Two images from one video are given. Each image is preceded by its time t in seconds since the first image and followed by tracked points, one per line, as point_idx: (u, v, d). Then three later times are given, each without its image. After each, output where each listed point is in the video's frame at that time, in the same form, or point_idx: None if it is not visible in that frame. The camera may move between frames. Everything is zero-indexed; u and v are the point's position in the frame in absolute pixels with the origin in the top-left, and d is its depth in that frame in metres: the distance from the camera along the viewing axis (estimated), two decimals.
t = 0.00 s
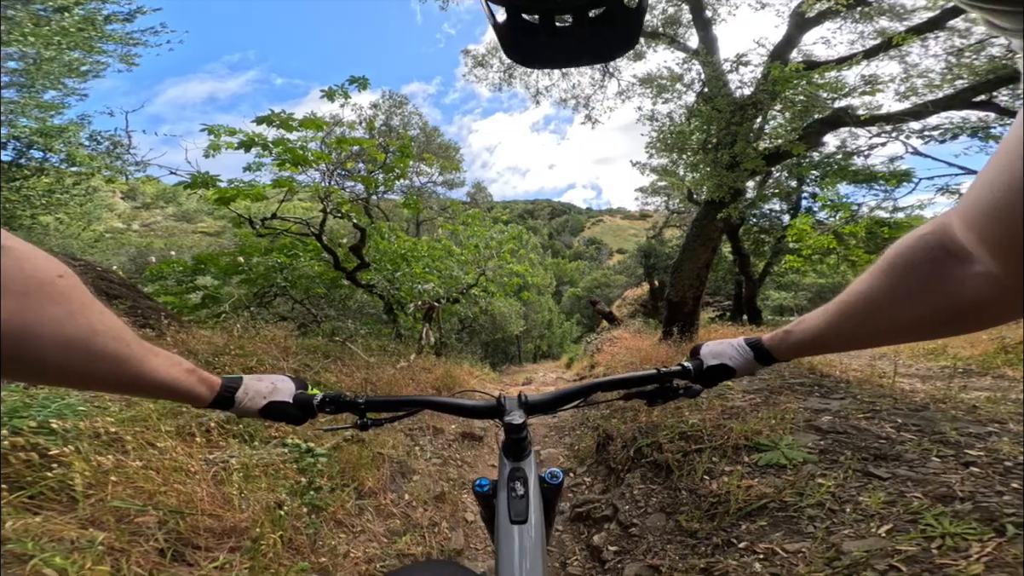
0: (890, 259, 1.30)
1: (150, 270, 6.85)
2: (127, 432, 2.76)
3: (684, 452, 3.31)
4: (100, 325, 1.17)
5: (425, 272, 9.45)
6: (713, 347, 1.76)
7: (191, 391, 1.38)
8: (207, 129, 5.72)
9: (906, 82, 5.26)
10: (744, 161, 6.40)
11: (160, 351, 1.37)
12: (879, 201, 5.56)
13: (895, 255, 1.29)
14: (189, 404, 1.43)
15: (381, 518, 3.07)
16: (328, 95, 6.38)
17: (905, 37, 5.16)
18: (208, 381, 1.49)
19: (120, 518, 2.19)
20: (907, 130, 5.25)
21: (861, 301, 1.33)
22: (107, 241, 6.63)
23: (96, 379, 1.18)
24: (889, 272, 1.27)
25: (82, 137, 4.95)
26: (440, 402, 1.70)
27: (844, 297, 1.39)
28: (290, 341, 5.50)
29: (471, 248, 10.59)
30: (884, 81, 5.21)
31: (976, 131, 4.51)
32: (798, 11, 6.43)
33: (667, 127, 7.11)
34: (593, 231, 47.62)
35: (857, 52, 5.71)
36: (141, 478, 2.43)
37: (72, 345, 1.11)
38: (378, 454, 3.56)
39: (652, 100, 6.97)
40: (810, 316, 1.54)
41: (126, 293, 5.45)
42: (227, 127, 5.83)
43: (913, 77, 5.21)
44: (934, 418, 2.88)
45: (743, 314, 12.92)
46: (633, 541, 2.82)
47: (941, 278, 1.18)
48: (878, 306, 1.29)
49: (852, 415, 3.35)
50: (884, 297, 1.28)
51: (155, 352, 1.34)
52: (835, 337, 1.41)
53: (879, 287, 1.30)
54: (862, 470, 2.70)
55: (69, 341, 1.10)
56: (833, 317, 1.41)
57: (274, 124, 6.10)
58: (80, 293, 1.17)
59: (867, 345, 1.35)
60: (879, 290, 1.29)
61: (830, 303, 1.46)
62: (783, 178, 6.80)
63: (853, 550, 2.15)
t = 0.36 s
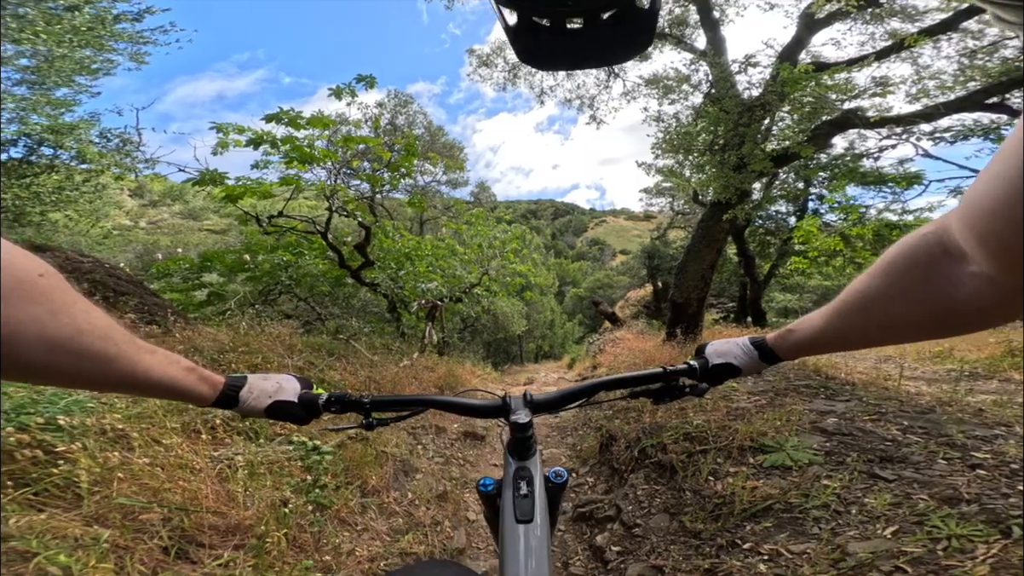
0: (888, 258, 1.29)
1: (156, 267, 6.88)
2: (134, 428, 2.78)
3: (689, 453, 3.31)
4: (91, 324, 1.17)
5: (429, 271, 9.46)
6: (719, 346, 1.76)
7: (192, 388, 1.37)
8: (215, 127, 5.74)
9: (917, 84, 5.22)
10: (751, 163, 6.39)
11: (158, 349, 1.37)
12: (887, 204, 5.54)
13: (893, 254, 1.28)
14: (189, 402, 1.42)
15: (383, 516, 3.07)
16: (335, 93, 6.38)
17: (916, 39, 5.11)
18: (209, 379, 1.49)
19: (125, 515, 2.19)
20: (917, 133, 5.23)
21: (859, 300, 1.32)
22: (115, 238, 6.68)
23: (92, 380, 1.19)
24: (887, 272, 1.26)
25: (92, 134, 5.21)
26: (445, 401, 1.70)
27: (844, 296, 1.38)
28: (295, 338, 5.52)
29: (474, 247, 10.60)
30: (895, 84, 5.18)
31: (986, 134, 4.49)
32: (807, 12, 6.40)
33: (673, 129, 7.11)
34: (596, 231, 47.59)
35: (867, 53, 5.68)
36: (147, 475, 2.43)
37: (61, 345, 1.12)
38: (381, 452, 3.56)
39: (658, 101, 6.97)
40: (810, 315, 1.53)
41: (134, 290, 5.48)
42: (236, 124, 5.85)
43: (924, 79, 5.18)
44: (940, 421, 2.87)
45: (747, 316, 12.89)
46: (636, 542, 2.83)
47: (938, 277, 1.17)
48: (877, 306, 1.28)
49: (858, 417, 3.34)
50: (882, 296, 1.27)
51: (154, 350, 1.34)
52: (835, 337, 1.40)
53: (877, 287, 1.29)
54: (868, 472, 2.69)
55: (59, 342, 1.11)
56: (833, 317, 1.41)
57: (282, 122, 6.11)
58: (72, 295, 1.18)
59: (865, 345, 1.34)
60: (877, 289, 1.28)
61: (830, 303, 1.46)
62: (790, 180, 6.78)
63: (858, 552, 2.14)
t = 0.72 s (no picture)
0: (887, 255, 1.28)
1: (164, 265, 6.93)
2: (142, 425, 2.79)
3: (695, 454, 3.30)
4: (89, 323, 1.17)
5: (433, 270, 9.47)
6: (741, 345, 1.73)
7: (208, 385, 1.34)
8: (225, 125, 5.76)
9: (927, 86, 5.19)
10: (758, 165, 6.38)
11: (173, 348, 1.36)
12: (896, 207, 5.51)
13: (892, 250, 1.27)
14: (211, 399, 1.41)
15: (387, 514, 3.07)
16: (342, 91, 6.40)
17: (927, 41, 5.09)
18: (229, 377, 1.47)
19: (132, 511, 2.19)
20: (926, 135, 5.20)
21: (862, 298, 1.31)
22: (123, 236, 6.73)
23: (94, 382, 1.19)
24: (886, 270, 1.25)
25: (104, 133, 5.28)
26: (465, 399, 1.69)
27: (849, 296, 1.37)
28: (301, 336, 5.53)
29: (478, 248, 10.60)
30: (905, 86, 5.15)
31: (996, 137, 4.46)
32: (815, 14, 6.38)
33: (679, 130, 7.11)
34: (599, 233, 47.55)
35: (876, 55, 5.66)
36: (153, 471, 2.43)
37: (57, 345, 1.12)
38: (386, 451, 3.56)
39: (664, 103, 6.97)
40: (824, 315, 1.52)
41: (142, 287, 5.50)
42: (245, 123, 5.87)
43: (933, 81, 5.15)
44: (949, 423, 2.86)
45: (752, 319, 12.86)
46: (641, 542, 2.82)
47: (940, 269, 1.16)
48: (881, 304, 1.27)
49: (866, 419, 3.33)
50: (886, 295, 1.25)
51: (166, 348, 1.33)
52: (845, 337, 1.39)
53: (878, 285, 1.27)
54: (877, 473, 2.68)
55: (55, 341, 1.12)
56: (841, 317, 1.39)
57: (291, 121, 6.13)
58: (67, 297, 1.18)
59: (874, 343, 1.32)
60: (879, 288, 1.27)
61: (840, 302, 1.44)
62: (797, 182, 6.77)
63: (867, 553, 2.14)
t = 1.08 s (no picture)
0: (908, 259, 1.27)
1: (169, 264, 6.96)
2: (143, 426, 2.78)
3: (699, 458, 3.28)
4: (79, 327, 1.16)
5: (435, 271, 9.45)
6: (748, 351, 1.74)
7: (202, 392, 1.34)
8: (230, 126, 5.76)
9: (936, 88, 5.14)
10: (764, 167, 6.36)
11: (166, 354, 1.35)
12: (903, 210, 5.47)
13: (914, 255, 1.25)
14: (205, 406, 1.40)
15: (389, 517, 3.06)
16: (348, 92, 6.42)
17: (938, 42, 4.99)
18: (224, 384, 1.46)
19: (132, 513, 2.19)
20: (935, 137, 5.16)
21: (885, 303, 1.30)
22: (129, 235, 6.76)
23: (84, 389, 1.18)
24: (909, 275, 1.24)
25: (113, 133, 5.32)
26: (465, 406, 1.69)
27: (869, 300, 1.36)
28: (303, 337, 5.52)
29: (481, 249, 10.58)
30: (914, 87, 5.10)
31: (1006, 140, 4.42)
32: (823, 16, 6.36)
33: (684, 132, 7.09)
34: (601, 234, 47.49)
35: (885, 56, 5.62)
36: (154, 473, 2.42)
37: (46, 350, 1.11)
38: (387, 453, 3.54)
39: (669, 104, 6.95)
40: (836, 319, 1.51)
41: (147, 286, 5.50)
42: (250, 123, 5.87)
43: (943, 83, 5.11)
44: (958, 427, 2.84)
45: (756, 321, 12.82)
46: (644, 548, 2.81)
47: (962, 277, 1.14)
48: (905, 309, 1.26)
49: (873, 424, 3.30)
50: (909, 300, 1.25)
51: (159, 355, 1.32)
52: (863, 342, 1.38)
53: (901, 290, 1.26)
54: (884, 479, 2.66)
55: (45, 346, 1.11)
56: (859, 321, 1.38)
57: (296, 121, 6.12)
58: (59, 302, 1.17)
59: (896, 348, 1.32)
60: (902, 292, 1.26)
61: (857, 305, 1.43)
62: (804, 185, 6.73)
63: (873, 560, 2.12)
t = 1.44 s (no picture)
0: (942, 268, 1.23)
1: (171, 265, 6.96)
2: (139, 431, 2.77)
3: (703, 464, 3.25)
4: (57, 340, 1.14)
5: (436, 273, 9.43)
6: (760, 361, 1.73)
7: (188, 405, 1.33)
8: (232, 127, 5.75)
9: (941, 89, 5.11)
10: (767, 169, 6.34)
11: (152, 366, 1.34)
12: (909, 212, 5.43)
13: (949, 264, 1.21)
14: (192, 417, 1.38)
15: (388, 523, 3.03)
16: (349, 94, 6.40)
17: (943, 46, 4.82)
18: (212, 396, 1.45)
19: (127, 520, 2.17)
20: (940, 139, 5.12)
21: (914, 312, 1.26)
22: (131, 236, 6.77)
23: (62, 402, 1.16)
24: (941, 284, 1.20)
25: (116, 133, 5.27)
26: (464, 419, 1.65)
27: (896, 309, 1.33)
28: (304, 339, 5.50)
29: (482, 250, 10.55)
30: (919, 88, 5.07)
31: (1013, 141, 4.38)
32: (827, 17, 6.34)
33: (687, 133, 7.07)
34: (603, 235, 47.45)
35: (889, 57, 5.58)
36: (150, 479, 2.40)
37: (22, 362, 1.09)
38: (387, 458, 3.52)
39: (670, 106, 6.92)
40: (861, 328, 1.47)
41: (148, 288, 5.49)
42: (252, 125, 5.87)
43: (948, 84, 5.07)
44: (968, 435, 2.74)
45: (759, 323, 12.77)
46: (646, 555, 2.78)
47: (999, 288, 1.10)
48: (934, 319, 1.22)
49: (880, 429, 3.27)
50: (940, 309, 1.21)
51: (144, 366, 1.31)
52: (887, 352, 1.34)
53: (932, 300, 1.22)
54: (892, 486, 2.63)
55: (23, 358, 1.09)
56: (886, 330, 1.34)
57: (297, 122, 6.11)
58: (38, 313, 1.16)
59: (924, 359, 1.28)
60: (933, 302, 1.22)
61: (885, 314, 1.39)
62: (808, 186, 6.70)
63: (880, 569, 2.10)
